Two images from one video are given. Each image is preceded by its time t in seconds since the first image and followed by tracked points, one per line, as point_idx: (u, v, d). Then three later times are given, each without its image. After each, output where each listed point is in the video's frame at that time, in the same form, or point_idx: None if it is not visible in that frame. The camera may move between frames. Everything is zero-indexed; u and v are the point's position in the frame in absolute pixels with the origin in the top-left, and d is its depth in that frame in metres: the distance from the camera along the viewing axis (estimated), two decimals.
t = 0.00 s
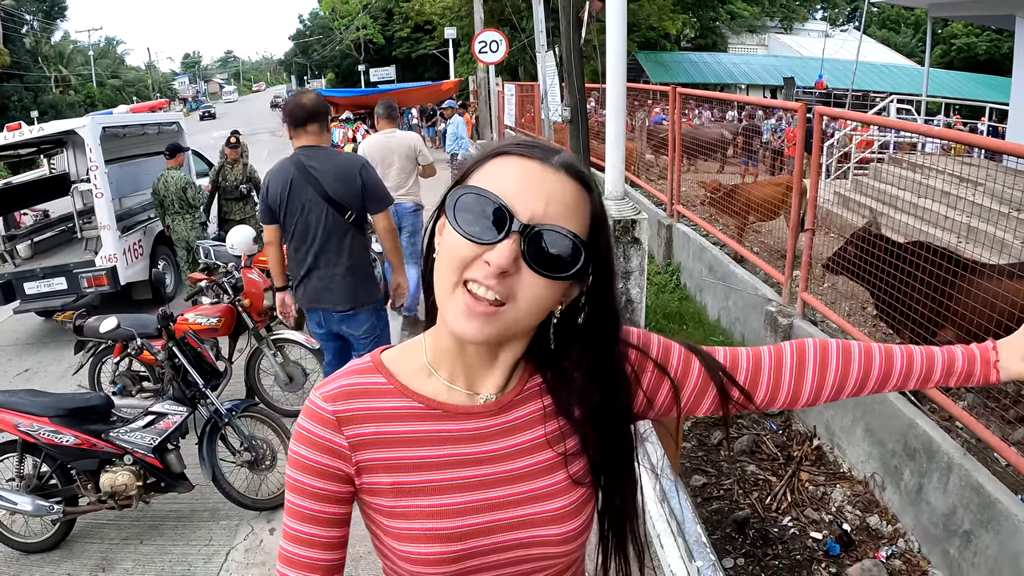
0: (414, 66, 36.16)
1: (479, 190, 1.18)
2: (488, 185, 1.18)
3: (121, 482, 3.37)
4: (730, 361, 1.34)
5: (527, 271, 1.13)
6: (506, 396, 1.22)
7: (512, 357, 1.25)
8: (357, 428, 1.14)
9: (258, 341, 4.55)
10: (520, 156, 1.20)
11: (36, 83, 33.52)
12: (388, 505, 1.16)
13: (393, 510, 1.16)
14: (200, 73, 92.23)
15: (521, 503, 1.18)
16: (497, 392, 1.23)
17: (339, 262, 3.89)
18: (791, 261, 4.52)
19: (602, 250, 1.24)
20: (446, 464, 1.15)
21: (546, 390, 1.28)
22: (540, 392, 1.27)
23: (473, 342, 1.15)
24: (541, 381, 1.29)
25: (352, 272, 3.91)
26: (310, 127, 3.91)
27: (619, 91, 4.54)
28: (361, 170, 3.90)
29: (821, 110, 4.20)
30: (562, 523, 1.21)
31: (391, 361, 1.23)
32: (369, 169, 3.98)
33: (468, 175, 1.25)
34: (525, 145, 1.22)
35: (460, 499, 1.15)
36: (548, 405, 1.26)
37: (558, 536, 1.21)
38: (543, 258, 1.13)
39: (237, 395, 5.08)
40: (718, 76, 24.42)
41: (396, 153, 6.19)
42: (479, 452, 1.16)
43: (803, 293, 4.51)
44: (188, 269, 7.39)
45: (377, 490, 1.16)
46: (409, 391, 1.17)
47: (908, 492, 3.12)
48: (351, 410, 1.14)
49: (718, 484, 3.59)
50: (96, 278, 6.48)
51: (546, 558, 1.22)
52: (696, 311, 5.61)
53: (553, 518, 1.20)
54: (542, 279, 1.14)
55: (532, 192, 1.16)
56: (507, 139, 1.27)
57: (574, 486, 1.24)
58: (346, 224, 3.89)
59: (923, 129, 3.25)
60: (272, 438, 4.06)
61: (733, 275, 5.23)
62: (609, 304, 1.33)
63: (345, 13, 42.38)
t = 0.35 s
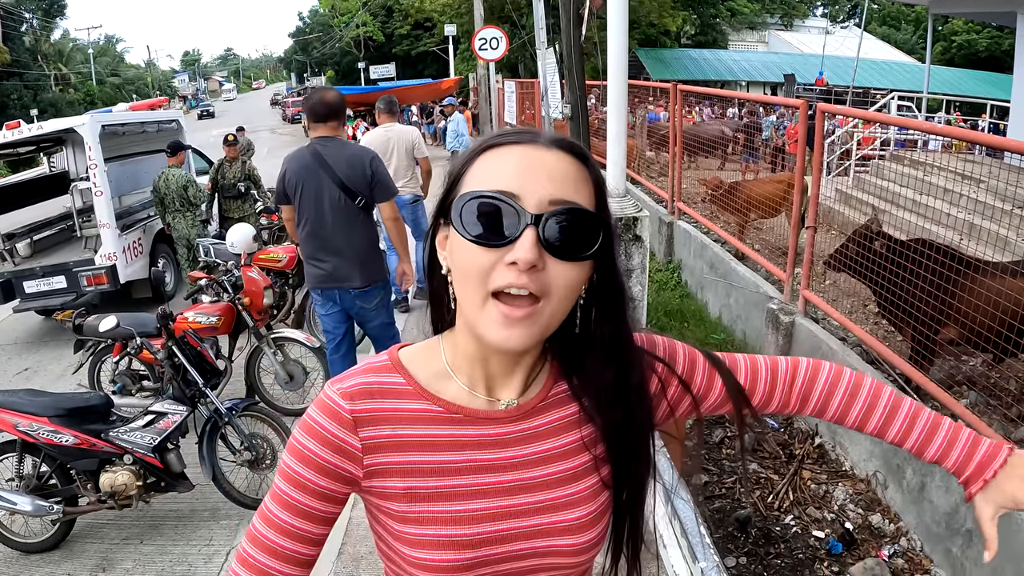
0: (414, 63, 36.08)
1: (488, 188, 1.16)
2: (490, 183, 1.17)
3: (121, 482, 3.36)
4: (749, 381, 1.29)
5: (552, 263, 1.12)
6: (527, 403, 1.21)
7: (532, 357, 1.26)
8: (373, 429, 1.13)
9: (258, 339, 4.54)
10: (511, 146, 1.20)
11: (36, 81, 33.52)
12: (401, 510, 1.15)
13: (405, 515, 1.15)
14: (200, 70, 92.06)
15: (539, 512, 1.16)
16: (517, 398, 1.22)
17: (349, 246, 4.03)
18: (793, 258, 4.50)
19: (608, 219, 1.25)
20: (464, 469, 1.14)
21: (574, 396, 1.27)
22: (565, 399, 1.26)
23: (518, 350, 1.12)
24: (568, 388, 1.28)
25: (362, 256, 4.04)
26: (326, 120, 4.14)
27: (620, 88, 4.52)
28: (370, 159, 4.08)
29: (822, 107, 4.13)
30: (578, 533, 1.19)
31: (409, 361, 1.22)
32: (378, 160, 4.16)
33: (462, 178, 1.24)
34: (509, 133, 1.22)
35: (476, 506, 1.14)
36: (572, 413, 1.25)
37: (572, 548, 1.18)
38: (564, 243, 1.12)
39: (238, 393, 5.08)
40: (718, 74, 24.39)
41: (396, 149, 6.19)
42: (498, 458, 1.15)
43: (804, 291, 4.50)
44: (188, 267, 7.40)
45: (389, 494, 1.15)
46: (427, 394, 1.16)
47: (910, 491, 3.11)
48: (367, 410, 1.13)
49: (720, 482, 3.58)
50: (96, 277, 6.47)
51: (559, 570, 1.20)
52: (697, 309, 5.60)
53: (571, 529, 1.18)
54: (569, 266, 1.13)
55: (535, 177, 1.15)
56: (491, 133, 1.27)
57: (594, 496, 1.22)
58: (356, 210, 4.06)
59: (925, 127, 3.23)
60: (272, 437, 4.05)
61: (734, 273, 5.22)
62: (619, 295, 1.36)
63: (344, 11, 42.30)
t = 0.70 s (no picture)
0: (414, 60, 36.02)
1: (474, 188, 1.15)
2: (474, 184, 1.16)
3: (121, 481, 3.36)
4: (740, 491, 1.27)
5: (547, 255, 1.11)
6: (530, 409, 1.20)
7: (533, 357, 1.26)
8: (372, 431, 1.14)
9: (259, 338, 4.53)
10: (488, 143, 1.18)
11: (36, 79, 33.46)
12: (400, 511, 1.15)
13: (405, 518, 1.15)
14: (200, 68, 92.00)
15: (540, 521, 1.15)
16: (520, 403, 1.22)
17: (378, 228, 4.46)
18: (794, 255, 4.47)
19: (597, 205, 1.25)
20: (462, 474, 1.13)
21: (583, 407, 1.25)
22: (573, 409, 1.24)
23: (522, 343, 1.11)
24: (576, 399, 1.26)
25: (390, 238, 4.50)
26: (358, 115, 4.55)
27: (621, 85, 4.50)
28: (399, 153, 4.56)
29: (824, 104, 4.08)
30: (582, 546, 1.17)
31: (414, 363, 1.23)
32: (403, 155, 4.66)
33: (444, 184, 1.23)
34: (482, 132, 1.21)
35: (475, 511, 1.13)
36: (580, 424, 1.23)
37: (576, 560, 1.16)
38: (556, 233, 1.12)
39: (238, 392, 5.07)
40: (719, 70, 24.33)
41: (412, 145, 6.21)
42: (498, 463, 1.14)
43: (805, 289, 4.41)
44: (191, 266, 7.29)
45: (388, 495, 1.15)
46: (429, 395, 1.17)
47: (912, 489, 3.10)
48: (368, 410, 1.15)
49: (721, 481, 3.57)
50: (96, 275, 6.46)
51: None
52: (698, 306, 5.59)
53: (576, 541, 1.16)
54: (565, 256, 1.12)
55: (518, 171, 1.15)
56: (467, 132, 1.26)
57: (599, 507, 1.20)
58: (386, 196, 4.50)
59: (926, 124, 3.22)
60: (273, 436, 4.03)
61: (735, 270, 5.19)
62: (611, 291, 1.36)
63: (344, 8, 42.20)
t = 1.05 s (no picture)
0: (415, 58, 35.98)
1: (457, 189, 1.14)
2: (457, 184, 1.15)
3: (121, 480, 3.36)
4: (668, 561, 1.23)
5: (540, 249, 1.10)
6: (523, 413, 1.19)
7: (526, 359, 1.25)
8: (362, 438, 1.16)
9: (259, 336, 4.52)
10: (465, 144, 1.18)
11: (37, 78, 33.44)
12: (393, 514, 1.16)
13: (396, 521, 1.15)
14: (200, 65, 91.90)
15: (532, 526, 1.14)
16: (513, 405, 1.21)
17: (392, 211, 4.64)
18: (795, 253, 4.45)
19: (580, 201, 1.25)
20: (451, 478, 1.13)
21: (576, 411, 1.23)
22: (564, 415, 1.22)
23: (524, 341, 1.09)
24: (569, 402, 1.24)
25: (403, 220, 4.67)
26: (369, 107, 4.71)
27: (623, 81, 4.49)
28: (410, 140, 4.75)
29: (825, 102, 4.06)
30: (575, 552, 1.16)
31: (403, 369, 1.25)
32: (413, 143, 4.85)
33: (422, 191, 1.21)
34: (458, 135, 1.20)
35: (465, 516, 1.13)
36: (573, 430, 1.21)
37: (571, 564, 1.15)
38: (542, 225, 1.11)
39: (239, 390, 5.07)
40: (720, 68, 24.30)
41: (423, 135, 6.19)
42: (487, 469, 1.14)
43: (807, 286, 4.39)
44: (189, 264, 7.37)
45: (381, 498, 1.16)
46: (418, 400, 1.18)
47: (913, 488, 3.09)
48: (355, 417, 1.17)
49: (722, 478, 3.57)
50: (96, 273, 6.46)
51: None
52: (699, 304, 5.58)
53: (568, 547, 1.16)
54: (555, 248, 1.11)
55: (498, 168, 1.14)
56: (438, 139, 1.24)
57: (595, 513, 1.19)
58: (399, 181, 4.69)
59: (928, 121, 3.20)
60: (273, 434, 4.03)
61: (736, 268, 5.18)
62: (591, 290, 1.36)
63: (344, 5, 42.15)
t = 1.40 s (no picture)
0: (416, 53, 35.95)
1: (432, 204, 1.13)
2: (431, 199, 1.14)
3: (122, 476, 3.36)
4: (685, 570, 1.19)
5: (514, 268, 1.10)
6: (511, 409, 1.19)
7: (512, 357, 1.24)
8: (352, 436, 1.18)
9: (260, 332, 4.51)
10: (440, 153, 1.16)
11: (38, 75, 33.42)
12: (384, 510, 1.17)
13: (387, 516, 1.17)
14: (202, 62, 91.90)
15: (521, 522, 1.13)
16: (500, 404, 1.20)
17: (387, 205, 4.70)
18: (797, 249, 4.42)
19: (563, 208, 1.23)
20: (438, 476, 1.14)
21: (560, 406, 1.22)
22: (550, 408, 1.21)
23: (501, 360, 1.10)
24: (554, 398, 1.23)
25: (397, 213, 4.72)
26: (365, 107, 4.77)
27: (624, 76, 4.47)
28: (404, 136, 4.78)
29: (827, 97, 4.03)
30: (566, 545, 1.15)
31: (395, 366, 1.25)
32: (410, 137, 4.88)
33: (401, 197, 1.20)
34: (434, 142, 1.18)
35: (453, 512, 1.14)
36: (558, 423, 1.20)
37: (559, 560, 1.14)
38: (518, 246, 1.10)
39: (240, 386, 5.10)
40: (722, 63, 24.25)
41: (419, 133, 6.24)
42: (474, 465, 1.14)
43: (809, 282, 4.28)
44: (191, 259, 7.34)
45: (373, 494, 1.18)
46: (406, 398, 1.18)
47: (915, 484, 3.08)
48: (346, 418, 1.18)
49: (724, 474, 3.57)
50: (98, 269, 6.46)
51: None
52: (701, 300, 5.57)
53: (557, 541, 1.14)
54: (530, 268, 1.11)
55: (473, 180, 1.12)
56: (416, 143, 1.22)
57: (585, 508, 1.17)
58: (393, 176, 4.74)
59: (930, 117, 3.17)
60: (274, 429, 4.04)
61: (738, 264, 5.17)
62: (577, 291, 1.34)
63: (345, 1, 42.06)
